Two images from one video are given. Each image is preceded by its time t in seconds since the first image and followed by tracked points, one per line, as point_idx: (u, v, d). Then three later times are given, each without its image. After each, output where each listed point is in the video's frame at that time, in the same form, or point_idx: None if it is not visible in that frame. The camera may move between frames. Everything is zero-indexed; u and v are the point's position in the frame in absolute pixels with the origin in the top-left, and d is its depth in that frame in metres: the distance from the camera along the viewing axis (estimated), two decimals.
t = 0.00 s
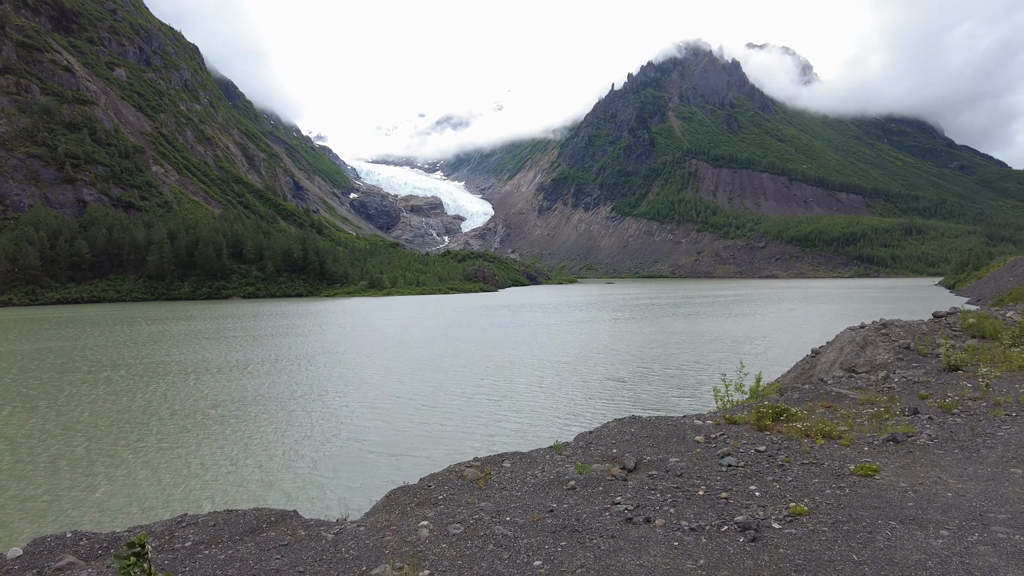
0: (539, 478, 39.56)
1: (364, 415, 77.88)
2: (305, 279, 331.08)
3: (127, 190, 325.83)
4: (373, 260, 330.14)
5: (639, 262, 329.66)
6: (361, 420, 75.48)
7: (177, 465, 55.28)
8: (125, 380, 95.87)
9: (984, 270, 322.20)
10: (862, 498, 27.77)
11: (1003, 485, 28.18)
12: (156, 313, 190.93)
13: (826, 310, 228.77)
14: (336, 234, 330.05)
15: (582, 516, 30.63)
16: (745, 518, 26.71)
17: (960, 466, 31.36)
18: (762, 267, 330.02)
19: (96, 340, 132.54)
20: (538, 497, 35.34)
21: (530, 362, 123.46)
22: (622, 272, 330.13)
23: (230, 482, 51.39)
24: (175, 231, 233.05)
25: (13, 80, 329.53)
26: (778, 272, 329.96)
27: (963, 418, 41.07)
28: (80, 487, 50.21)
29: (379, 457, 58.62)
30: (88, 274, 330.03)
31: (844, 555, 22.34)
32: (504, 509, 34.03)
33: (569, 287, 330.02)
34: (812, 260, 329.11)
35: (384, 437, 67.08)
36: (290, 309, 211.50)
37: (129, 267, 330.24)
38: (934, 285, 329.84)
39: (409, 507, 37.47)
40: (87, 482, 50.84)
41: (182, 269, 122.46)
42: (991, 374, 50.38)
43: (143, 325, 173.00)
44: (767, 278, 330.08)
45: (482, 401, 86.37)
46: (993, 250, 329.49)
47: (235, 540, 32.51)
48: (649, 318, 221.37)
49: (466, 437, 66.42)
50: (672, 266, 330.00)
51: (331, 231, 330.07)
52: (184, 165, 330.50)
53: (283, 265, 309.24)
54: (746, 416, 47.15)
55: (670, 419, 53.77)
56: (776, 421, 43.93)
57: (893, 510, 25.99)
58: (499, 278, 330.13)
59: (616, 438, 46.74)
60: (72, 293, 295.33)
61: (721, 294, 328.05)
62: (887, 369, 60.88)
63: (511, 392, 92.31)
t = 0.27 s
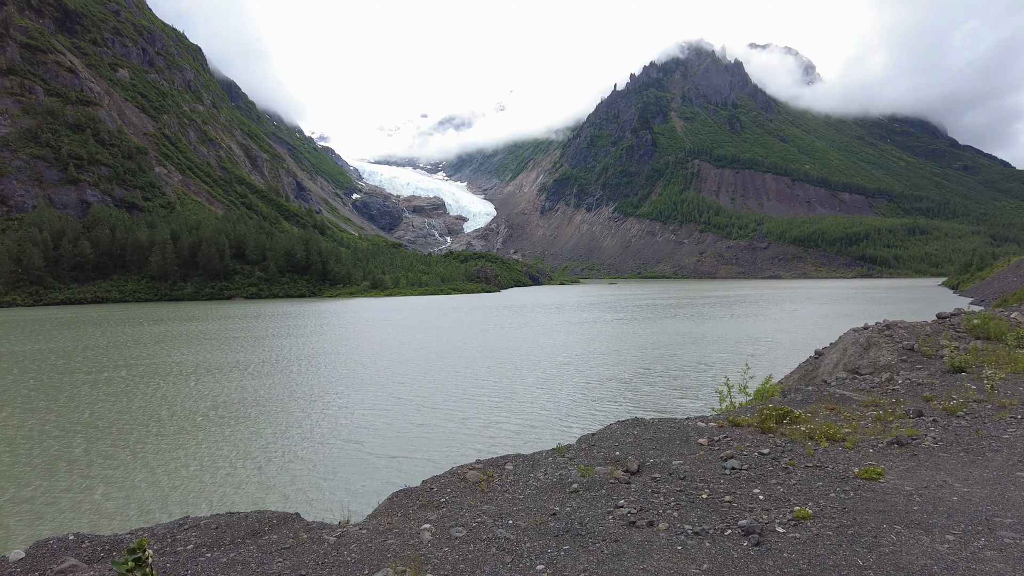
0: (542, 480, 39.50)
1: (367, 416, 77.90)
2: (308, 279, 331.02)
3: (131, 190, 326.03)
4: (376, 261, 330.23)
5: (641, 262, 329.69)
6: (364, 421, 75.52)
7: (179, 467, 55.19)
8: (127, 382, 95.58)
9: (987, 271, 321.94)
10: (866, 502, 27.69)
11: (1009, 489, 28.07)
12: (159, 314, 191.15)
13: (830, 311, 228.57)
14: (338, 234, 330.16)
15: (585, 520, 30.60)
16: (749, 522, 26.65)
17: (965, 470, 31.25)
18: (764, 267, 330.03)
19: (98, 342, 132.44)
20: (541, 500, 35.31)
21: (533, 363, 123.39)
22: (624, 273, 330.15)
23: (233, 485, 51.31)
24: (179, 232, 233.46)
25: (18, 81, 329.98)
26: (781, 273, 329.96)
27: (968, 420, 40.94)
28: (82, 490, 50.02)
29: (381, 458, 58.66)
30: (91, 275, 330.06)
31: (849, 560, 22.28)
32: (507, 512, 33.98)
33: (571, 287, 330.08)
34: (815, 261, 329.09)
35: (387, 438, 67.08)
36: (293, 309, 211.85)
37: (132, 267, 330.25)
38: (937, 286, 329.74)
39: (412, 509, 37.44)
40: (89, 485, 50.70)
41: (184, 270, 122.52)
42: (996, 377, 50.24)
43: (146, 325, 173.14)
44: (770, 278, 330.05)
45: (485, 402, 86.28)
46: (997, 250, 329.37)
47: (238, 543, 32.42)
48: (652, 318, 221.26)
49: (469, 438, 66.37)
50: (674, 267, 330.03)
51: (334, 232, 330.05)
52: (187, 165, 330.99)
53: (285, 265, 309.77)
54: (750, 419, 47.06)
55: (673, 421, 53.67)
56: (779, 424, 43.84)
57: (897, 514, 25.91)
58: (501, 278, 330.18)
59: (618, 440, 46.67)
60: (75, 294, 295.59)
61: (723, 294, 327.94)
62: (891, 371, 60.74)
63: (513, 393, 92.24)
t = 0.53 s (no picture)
0: (547, 483, 39.45)
1: (370, 418, 77.90)
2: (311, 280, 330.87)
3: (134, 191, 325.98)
4: (379, 261, 330.17)
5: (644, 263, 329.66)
6: (368, 423, 75.53)
7: (183, 470, 55.12)
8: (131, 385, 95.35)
9: (991, 272, 321.78)
10: (874, 505, 27.59)
11: (1018, 493, 27.91)
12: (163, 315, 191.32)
13: (834, 313, 228.35)
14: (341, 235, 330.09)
15: (591, 523, 30.55)
16: (756, 525, 26.59)
17: (972, 473, 31.09)
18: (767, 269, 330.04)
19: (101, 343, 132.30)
20: (546, 503, 35.29)
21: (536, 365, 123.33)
22: (627, 274, 330.16)
23: (237, 486, 51.27)
24: (182, 233, 233.76)
25: (22, 83, 330.05)
26: (784, 274, 329.99)
27: (975, 423, 40.74)
28: (87, 493, 49.83)
29: (386, 460, 58.66)
30: (94, 275, 329.90)
31: (858, 563, 22.19)
32: (512, 514, 33.94)
33: (574, 288, 330.12)
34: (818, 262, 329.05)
35: (391, 439, 67.00)
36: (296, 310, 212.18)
37: (136, 268, 330.18)
38: (941, 287, 329.66)
39: (417, 511, 37.43)
40: (94, 489, 50.45)
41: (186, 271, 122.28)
42: (1002, 379, 50.04)
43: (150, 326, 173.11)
44: (774, 280, 330.02)
45: (488, 404, 86.13)
46: (1001, 252, 329.27)
47: (242, 546, 32.42)
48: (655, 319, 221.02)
49: (473, 439, 66.31)
50: (677, 268, 330.07)
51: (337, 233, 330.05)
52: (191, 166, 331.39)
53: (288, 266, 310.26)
54: (755, 421, 46.93)
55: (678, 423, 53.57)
56: (785, 426, 43.72)
57: (905, 518, 25.80)
58: (504, 279, 330.22)
59: (623, 443, 46.61)
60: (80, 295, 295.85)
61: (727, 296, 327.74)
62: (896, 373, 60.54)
63: (517, 394, 92.09)
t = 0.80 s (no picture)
0: (552, 489, 39.20)
1: (374, 423, 77.68)
2: (315, 285, 330.20)
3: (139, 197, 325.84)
4: (382, 267, 329.98)
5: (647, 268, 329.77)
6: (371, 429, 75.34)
7: (188, 476, 54.91)
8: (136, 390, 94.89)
9: (996, 276, 321.85)
10: (883, 512, 27.30)
11: None
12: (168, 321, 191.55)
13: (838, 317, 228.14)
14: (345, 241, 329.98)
15: (597, 529, 30.32)
16: (763, 532, 26.34)
17: (982, 481, 30.73)
18: (771, 273, 330.11)
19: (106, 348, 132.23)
20: (552, 509, 35.07)
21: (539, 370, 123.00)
22: (631, 279, 330.14)
23: (241, 492, 51.06)
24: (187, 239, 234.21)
25: (28, 89, 329.83)
26: (788, 278, 330.00)
27: (984, 429, 40.34)
28: (88, 499, 49.46)
29: (390, 465, 58.44)
30: (100, 280, 329.53)
31: (867, 571, 21.93)
32: (518, 521, 33.71)
33: (578, 293, 330.13)
34: (822, 266, 329.15)
35: (395, 445, 66.73)
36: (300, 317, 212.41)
37: (141, 272, 330.08)
38: (945, 291, 329.74)
39: (422, 517, 37.24)
40: (97, 495, 49.99)
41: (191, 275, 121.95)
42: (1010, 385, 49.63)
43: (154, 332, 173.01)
44: (778, 284, 330.02)
45: (493, 410, 85.77)
46: (1006, 256, 329.37)
47: (248, 552, 32.42)
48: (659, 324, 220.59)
49: (477, 445, 66.05)
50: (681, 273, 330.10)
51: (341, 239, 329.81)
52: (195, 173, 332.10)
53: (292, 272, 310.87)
54: (761, 426, 46.59)
55: (683, 428, 53.24)
56: (791, 432, 43.39)
57: (915, 525, 25.49)
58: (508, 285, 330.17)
59: (629, 448, 46.35)
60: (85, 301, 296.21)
61: (731, 300, 327.57)
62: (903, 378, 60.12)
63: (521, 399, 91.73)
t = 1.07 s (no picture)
0: (559, 495, 38.98)
1: (379, 429, 77.60)
2: (320, 289, 329.68)
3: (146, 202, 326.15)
4: (387, 272, 329.93)
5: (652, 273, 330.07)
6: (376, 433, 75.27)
7: (193, 482, 54.80)
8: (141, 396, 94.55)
9: (1002, 281, 321.65)
10: (893, 519, 27.02)
11: None
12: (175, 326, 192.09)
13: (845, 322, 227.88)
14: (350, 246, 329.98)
15: (604, 536, 30.13)
16: (772, 539, 26.13)
17: (992, 488, 30.43)
18: (776, 278, 330.05)
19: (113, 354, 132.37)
20: (558, 515, 34.90)
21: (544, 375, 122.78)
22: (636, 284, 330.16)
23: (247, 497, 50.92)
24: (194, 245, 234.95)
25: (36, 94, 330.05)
26: (793, 283, 329.97)
27: (993, 435, 39.97)
28: (94, 505, 49.27)
29: (395, 470, 58.25)
30: (106, 285, 329.85)
31: None
32: (525, 527, 33.56)
33: (583, 298, 330.16)
34: (827, 271, 329.25)
35: (401, 450, 66.54)
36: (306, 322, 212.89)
37: (146, 277, 329.99)
38: (951, 296, 329.63)
39: (429, 523, 37.09)
40: (103, 501, 49.77)
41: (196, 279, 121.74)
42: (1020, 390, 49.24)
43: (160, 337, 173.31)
44: (783, 289, 329.98)
45: (498, 415, 85.50)
46: (1012, 261, 329.31)
47: (254, 556, 32.42)
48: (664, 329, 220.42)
49: (482, 450, 65.88)
50: (686, 277, 330.12)
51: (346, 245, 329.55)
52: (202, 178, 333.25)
53: (298, 278, 311.82)
54: (767, 432, 46.29)
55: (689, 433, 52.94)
56: (798, 438, 43.11)
57: (926, 532, 25.21)
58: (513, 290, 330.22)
59: (635, 454, 46.12)
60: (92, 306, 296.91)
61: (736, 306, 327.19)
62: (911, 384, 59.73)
63: (526, 404, 91.50)
